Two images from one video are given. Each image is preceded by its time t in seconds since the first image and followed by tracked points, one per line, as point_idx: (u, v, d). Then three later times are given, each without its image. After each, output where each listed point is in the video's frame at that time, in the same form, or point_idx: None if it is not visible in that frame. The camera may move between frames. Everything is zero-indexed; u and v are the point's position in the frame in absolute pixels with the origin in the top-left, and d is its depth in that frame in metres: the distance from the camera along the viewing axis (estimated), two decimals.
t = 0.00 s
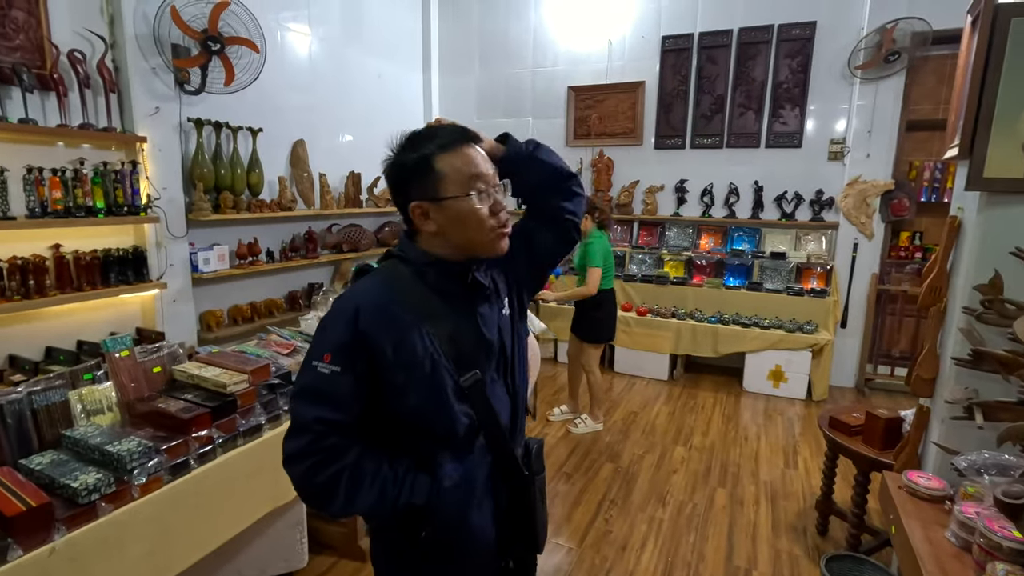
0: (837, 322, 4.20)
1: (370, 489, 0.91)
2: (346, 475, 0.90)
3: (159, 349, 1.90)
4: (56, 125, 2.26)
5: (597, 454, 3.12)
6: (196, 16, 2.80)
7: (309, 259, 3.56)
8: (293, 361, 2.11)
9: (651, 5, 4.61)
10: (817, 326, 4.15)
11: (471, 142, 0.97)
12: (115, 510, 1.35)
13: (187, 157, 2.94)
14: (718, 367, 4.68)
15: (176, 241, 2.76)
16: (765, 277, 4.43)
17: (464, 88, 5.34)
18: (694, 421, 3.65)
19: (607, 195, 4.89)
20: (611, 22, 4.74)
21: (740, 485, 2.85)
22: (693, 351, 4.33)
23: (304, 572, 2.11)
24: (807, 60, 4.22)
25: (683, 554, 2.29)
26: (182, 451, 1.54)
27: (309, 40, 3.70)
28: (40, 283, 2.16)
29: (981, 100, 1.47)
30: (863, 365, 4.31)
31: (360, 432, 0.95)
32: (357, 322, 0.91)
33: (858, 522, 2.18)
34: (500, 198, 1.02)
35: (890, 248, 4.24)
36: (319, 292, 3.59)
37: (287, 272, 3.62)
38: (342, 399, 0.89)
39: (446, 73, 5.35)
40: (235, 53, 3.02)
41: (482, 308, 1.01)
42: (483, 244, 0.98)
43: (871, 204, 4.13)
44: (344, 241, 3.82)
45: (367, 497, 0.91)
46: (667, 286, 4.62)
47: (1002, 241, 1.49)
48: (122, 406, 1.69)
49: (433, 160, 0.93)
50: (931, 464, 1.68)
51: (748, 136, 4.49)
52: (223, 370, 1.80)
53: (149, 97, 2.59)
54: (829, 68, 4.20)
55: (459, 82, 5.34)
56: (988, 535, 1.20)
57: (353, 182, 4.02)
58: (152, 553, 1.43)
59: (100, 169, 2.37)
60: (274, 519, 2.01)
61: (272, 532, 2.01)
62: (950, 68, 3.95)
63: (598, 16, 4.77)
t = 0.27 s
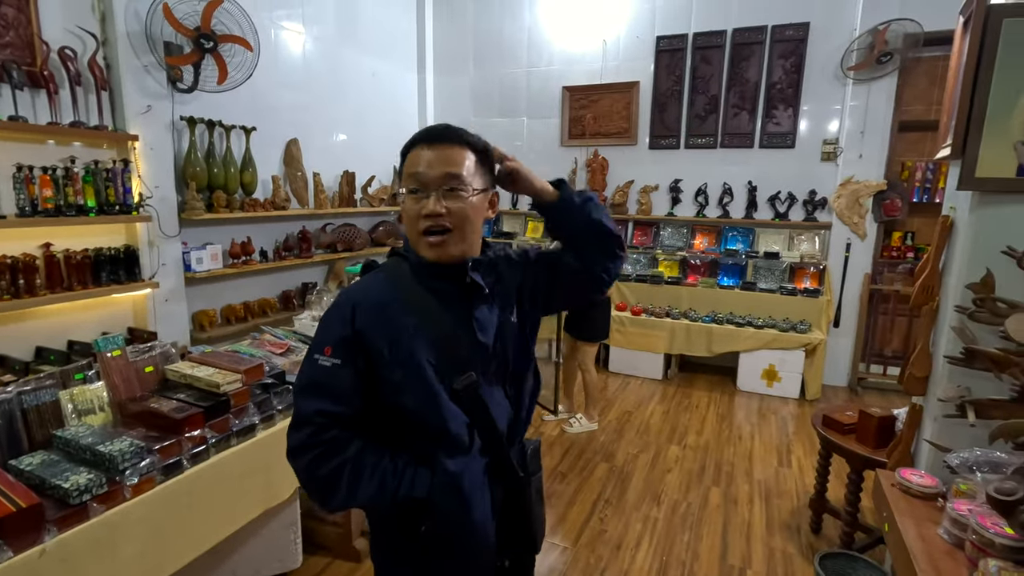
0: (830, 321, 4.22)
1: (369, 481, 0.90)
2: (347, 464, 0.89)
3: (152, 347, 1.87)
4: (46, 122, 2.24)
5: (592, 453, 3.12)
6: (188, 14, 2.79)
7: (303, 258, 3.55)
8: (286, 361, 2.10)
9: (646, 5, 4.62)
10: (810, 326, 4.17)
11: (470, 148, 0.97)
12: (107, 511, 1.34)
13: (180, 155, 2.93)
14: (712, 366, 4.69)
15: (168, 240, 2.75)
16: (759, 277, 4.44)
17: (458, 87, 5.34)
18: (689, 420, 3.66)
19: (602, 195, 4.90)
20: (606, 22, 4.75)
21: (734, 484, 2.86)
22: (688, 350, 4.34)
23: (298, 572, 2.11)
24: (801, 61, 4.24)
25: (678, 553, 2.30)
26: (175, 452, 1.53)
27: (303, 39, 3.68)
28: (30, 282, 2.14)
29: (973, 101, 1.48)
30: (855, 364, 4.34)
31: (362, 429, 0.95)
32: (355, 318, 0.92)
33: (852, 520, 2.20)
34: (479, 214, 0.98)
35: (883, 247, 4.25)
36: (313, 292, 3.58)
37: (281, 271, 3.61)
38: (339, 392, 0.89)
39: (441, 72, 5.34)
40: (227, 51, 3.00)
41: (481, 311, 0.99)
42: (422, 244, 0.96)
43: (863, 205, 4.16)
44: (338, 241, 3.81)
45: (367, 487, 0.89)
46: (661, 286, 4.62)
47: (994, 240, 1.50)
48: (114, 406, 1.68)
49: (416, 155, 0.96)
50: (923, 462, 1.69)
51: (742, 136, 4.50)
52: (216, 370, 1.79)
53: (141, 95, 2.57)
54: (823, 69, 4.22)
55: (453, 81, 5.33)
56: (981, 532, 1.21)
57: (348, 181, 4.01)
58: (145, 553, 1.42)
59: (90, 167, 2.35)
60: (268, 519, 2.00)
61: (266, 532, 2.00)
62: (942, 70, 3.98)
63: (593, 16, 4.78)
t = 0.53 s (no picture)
0: (796, 319, 4.32)
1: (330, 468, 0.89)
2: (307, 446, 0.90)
3: (110, 358, 1.84)
4: None
5: (567, 454, 3.13)
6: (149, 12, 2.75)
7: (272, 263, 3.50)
8: (254, 368, 2.07)
9: (614, 9, 4.68)
10: (778, 324, 4.25)
11: (472, 157, 0.95)
12: (63, 530, 1.30)
13: (140, 157, 2.86)
14: (683, 366, 4.75)
15: (128, 245, 2.68)
16: (728, 277, 4.52)
17: (429, 90, 5.31)
18: (662, 419, 3.70)
19: (573, 197, 4.93)
20: (576, 25, 4.78)
21: (707, 481, 2.90)
22: (660, 350, 4.39)
23: None
24: (765, 65, 4.34)
25: (653, 552, 2.32)
26: (137, 465, 1.49)
27: (269, 39, 3.63)
28: None
29: (928, 107, 1.54)
30: (821, 361, 4.45)
31: (333, 417, 0.95)
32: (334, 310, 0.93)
33: (821, 514, 2.25)
34: (472, 222, 0.95)
35: (845, 247, 4.38)
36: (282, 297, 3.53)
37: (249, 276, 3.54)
38: (307, 380, 0.90)
39: (411, 74, 5.32)
40: (190, 50, 2.94)
41: (464, 322, 0.95)
42: (407, 241, 0.94)
43: (826, 206, 4.27)
44: (307, 245, 3.76)
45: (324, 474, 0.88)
46: (632, 287, 4.67)
47: (951, 239, 1.56)
48: (70, 419, 1.64)
49: (416, 155, 0.95)
50: (888, 455, 1.75)
51: (710, 139, 4.59)
52: (179, 380, 1.76)
53: (98, 94, 2.51)
54: (786, 73, 4.32)
55: (424, 83, 5.30)
56: (943, 522, 1.25)
57: (317, 184, 3.97)
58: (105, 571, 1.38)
59: (44, 169, 2.28)
60: (239, 530, 1.95)
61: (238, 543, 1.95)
62: (899, 75, 4.11)
63: (563, 19, 4.81)
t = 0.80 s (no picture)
0: (749, 322, 4.41)
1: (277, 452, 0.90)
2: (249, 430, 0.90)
3: (27, 383, 1.74)
4: None
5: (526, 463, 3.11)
6: (76, 6, 2.56)
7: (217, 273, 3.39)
8: (194, 386, 1.98)
9: (568, 17, 4.72)
10: (731, 328, 4.34)
11: (439, 173, 0.92)
12: None
13: (70, 161, 2.73)
14: (641, 370, 4.80)
15: (57, 255, 2.56)
16: (683, 281, 4.59)
17: (384, 95, 5.25)
18: (621, 424, 3.72)
19: (531, 203, 4.94)
20: (530, 32, 4.80)
21: (665, 486, 2.92)
22: (618, 355, 4.41)
23: None
24: (715, 75, 4.44)
25: (612, 560, 2.32)
26: (52, 498, 1.38)
27: (214, 40, 3.53)
28: None
29: (866, 118, 1.60)
30: (773, 362, 4.56)
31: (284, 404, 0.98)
32: (294, 313, 0.94)
33: (774, 516, 2.29)
34: (439, 241, 0.92)
35: (792, 251, 4.50)
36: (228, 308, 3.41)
37: (194, 287, 3.43)
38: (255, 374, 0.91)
39: (365, 78, 5.24)
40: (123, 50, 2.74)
41: (419, 343, 0.89)
42: (373, 264, 0.91)
43: (774, 211, 4.39)
44: (257, 253, 3.65)
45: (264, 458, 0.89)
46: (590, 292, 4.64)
47: (889, 245, 1.63)
48: None
49: (381, 172, 0.92)
50: (835, 456, 1.80)
51: (663, 146, 4.67)
52: (104, 403, 1.66)
53: (20, 95, 2.38)
54: (735, 82, 4.43)
55: (378, 88, 5.23)
56: (888, 523, 1.28)
57: (266, 190, 3.86)
58: None
59: None
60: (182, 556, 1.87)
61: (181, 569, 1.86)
62: (840, 85, 4.26)
63: (518, 26, 4.82)
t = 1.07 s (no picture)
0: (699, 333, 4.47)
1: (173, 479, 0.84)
2: (134, 444, 0.81)
3: None
4: None
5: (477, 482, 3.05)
6: None
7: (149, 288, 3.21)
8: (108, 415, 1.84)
9: (520, 30, 4.73)
10: (682, 339, 4.39)
11: (363, 197, 0.85)
12: None
13: None
14: (595, 382, 4.79)
15: None
16: (636, 293, 4.62)
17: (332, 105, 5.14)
18: (574, 439, 3.70)
19: (484, 216, 4.89)
20: (483, 43, 4.79)
21: (616, 502, 2.91)
22: (572, 367, 4.38)
23: None
24: (664, 90, 4.52)
25: None
26: None
27: (151, 44, 3.42)
28: None
29: (799, 138, 1.61)
30: (723, 372, 4.63)
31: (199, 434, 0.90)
32: (211, 334, 0.88)
33: (721, 532, 2.29)
34: (361, 269, 0.86)
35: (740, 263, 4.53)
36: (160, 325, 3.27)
37: (122, 304, 3.26)
38: (156, 398, 0.84)
39: (313, 87, 5.12)
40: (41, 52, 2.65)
41: (332, 378, 0.82)
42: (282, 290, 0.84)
43: (722, 224, 4.48)
44: (194, 267, 3.50)
45: (140, 476, 0.81)
46: (544, 305, 4.62)
47: (824, 263, 1.66)
48: None
49: (300, 193, 0.85)
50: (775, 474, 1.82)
51: (615, 159, 4.72)
52: None
53: None
54: (683, 98, 4.52)
55: (328, 97, 5.11)
56: (824, 545, 1.29)
57: (205, 202, 3.72)
58: None
59: None
60: None
61: None
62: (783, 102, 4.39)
63: (470, 36, 4.80)
